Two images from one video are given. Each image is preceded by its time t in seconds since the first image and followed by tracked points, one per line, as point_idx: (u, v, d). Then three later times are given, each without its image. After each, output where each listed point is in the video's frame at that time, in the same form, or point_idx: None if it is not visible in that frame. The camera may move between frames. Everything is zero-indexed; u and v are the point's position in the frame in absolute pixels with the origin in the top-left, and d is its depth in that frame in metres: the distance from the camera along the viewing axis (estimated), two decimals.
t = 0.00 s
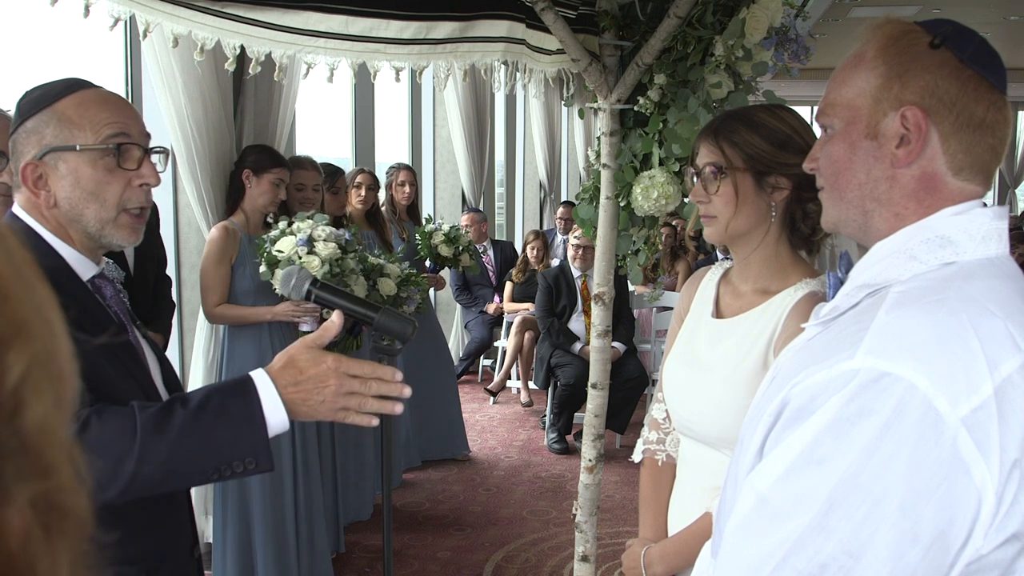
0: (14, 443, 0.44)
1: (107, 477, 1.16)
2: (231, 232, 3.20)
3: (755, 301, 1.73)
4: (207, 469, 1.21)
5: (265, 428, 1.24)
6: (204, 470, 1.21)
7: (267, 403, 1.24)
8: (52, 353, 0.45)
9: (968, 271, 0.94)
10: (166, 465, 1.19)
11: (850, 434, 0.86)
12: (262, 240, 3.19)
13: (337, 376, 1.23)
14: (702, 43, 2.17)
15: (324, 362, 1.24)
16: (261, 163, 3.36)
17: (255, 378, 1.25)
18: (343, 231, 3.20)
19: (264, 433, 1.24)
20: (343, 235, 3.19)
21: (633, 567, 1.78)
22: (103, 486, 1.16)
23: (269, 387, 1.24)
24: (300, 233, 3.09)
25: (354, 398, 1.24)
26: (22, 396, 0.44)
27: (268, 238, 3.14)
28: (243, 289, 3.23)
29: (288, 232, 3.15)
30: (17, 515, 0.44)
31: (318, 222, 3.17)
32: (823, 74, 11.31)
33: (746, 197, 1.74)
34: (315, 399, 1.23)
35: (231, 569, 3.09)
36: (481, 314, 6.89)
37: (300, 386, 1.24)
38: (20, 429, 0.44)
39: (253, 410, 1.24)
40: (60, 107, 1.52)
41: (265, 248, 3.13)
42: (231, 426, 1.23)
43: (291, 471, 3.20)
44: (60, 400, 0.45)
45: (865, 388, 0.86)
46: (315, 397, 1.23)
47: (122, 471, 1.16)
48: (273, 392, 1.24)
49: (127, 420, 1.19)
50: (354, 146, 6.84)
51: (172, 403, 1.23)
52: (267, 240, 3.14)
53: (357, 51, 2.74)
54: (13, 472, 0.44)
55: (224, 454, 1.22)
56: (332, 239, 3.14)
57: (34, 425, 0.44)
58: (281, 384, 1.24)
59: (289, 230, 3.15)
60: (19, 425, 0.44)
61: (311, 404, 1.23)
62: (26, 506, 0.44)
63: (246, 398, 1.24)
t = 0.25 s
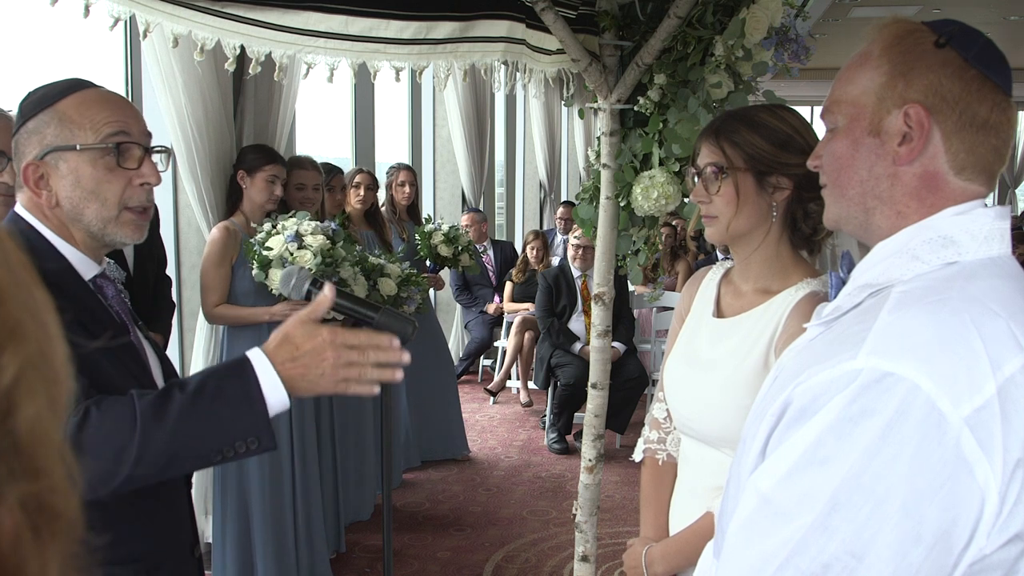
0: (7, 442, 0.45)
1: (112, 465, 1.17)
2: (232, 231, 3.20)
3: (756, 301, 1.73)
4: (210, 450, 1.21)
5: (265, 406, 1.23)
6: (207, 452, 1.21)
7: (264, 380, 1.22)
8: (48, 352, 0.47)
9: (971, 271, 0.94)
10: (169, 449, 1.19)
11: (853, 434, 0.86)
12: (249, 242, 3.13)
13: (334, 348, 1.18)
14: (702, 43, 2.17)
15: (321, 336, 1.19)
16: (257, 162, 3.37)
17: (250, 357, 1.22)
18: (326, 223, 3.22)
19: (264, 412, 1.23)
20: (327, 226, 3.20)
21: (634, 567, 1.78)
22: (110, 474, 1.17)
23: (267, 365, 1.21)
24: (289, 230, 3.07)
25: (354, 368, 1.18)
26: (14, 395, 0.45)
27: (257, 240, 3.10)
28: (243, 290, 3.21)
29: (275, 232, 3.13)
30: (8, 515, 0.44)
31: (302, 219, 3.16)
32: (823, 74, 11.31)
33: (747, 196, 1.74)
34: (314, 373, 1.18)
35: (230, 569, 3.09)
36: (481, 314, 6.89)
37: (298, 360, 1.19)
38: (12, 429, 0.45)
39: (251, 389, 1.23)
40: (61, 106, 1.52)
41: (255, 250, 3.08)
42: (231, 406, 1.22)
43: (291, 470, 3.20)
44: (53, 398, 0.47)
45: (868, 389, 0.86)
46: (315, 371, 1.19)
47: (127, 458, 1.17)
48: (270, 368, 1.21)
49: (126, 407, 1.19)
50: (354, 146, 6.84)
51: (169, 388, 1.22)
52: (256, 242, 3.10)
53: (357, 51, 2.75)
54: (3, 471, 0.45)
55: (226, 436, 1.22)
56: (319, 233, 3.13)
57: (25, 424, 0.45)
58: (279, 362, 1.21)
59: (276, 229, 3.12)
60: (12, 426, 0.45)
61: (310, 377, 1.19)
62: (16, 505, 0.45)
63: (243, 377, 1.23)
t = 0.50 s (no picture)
0: (5, 440, 0.49)
1: (117, 458, 1.16)
2: (231, 232, 3.22)
3: (759, 300, 1.73)
4: (213, 436, 1.21)
5: (264, 388, 1.24)
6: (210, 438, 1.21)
7: (261, 362, 1.24)
8: (46, 356, 0.50)
9: (975, 271, 0.94)
10: (173, 437, 1.18)
11: (859, 433, 0.86)
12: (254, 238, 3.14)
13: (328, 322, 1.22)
14: (702, 43, 2.17)
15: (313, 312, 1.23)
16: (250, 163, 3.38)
17: (245, 339, 1.24)
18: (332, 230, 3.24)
19: (263, 394, 1.24)
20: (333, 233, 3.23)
21: (636, 567, 1.78)
22: (116, 467, 1.16)
23: (260, 344, 1.24)
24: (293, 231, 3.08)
25: (349, 340, 1.22)
26: (10, 395, 0.48)
27: (260, 237, 3.10)
28: (241, 290, 3.20)
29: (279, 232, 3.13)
30: (3, 513, 0.48)
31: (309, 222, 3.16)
32: (823, 74, 11.32)
33: (749, 196, 1.74)
34: (312, 347, 1.22)
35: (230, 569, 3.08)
36: (481, 314, 6.89)
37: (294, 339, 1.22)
38: (9, 427, 0.49)
39: (249, 372, 1.24)
40: (67, 106, 1.52)
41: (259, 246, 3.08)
42: (230, 391, 1.22)
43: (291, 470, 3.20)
44: (49, 400, 0.50)
45: (874, 389, 0.86)
46: (312, 346, 1.22)
47: (131, 450, 1.16)
48: (264, 346, 1.24)
49: (126, 399, 1.18)
50: (354, 146, 6.83)
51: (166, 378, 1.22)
52: (260, 239, 3.10)
53: (357, 51, 2.75)
54: None
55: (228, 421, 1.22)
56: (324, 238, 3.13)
57: (18, 424, 0.49)
58: (274, 342, 1.23)
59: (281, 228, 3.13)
60: (9, 426, 0.49)
61: (309, 352, 1.22)
62: (11, 503, 0.49)
63: (240, 361, 1.23)
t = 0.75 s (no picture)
0: (3, 441, 0.49)
1: (126, 464, 1.15)
2: (230, 233, 3.21)
3: (761, 300, 1.73)
4: (221, 441, 1.18)
5: (270, 391, 1.20)
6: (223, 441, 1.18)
7: (267, 366, 1.19)
8: (45, 356, 0.50)
9: (978, 270, 0.94)
10: (180, 443, 1.16)
11: (863, 433, 0.86)
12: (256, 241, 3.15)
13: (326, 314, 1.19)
14: (702, 43, 2.17)
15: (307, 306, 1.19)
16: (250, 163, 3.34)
17: (250, 342, 1.20)
18: (335, 236, 3.24)
19: (270, 398, 1.20)
20: (335, 238, 3.24)
21: (639, 566, 1.79)
22: (125, 473, 1.15)
23: (267, 349, 1.19)
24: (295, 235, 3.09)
25: (348, 328, 1.20)
26: (9, 396, 0.48)
27: (262, 240, 3.11)
28: (239, 289, 3.20)
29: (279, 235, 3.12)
30: (1, 514, 0.48)
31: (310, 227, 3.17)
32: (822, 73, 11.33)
33: (752, 197, 1.74)
34: (310, 341, 1.18)
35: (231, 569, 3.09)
36: (481, 314, 6.89)
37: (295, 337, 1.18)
38: (8, 427, 0.49)
39: (255, 376, 1.19)
40: (92, 112, 1.52)
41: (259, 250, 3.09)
42: (237, 396, 1.19)
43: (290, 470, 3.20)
44: (48, 400, 0.50)
45: (877, 388, 0.86)
46: (313, 338, 1.18)
47: (140, 457, 1.15)
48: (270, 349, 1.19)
49: (135, 403, 1.17)
50: (354, 146, 6.83)
51: (175, 382, 1.19)
52: (261, 242, 3.11)
53: (357, 51, 2.75)
54: None
55: (240, 424, 1.19)
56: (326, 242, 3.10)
57: (17, 424, 0.49)
58: (275, 338, 1.19)
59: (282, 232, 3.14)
60: (8, 427, 0.49)
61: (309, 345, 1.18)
62: (8, 505, 0.49)
63: (247, 365, 1.20)
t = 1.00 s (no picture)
0: (7, 441, 0.48)
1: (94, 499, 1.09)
2: (228, 233, 3.20)
3: (762, 300, 1.73)
4: (203, 493, 1.14)
5: (263, 453, 1.16)
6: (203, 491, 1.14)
7: (264, 427, 1.15)
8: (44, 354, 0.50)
9: (981, 270, 0.94)
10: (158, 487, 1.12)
11: (868, 433, 0.86)
12: (256, 236, 3.13)
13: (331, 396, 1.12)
14: (702, 43, 2.18)
15: (316, 385, 1.13)
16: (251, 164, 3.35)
17: (250, 400, 1.16)
18: (335, 232, 3.28)
19: (260, 460, 1.16)
20: (335, 235, 3.27)
21: (642, 567, 1.79)
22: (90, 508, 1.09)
23: (266, 410, 1.15)
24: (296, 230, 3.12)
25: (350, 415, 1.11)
26: (12, 397, 0.48)
27: (262, 236, 3.12)
28: (237, 289, 3.21)
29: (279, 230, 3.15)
30: (7, 515, 0.48)
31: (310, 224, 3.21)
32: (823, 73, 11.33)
33: (754, 199, 1.74)
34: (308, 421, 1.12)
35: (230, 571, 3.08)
36: (481, 314, 6.89)
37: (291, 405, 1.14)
38: (12, 428, 0.48)
39: (250, 433, 1.16)
40: (86, 108, 1.52)
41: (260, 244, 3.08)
42: (230, 448, 1.15)
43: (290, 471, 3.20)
44: (52, 399, 0.50)
45: (882, 388, 0.86)
46: (313, 415, 1.12)
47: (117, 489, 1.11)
48: (270, 414, 1.15)
49: (119, 439, 1.12)
50: (354, 146, 6.83)
51: (167, 424, 1.15)
52: (262, 238, 3.12)
53: (357, 51, 2.75)
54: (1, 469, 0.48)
55: (225, 476, 1.15)
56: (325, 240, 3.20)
57: (22, 424, 0.48)
58: (276, 405, 1.14)
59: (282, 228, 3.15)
60: (11, 427, 0.48)
61: (308, 422, 1.12)
62: (15, 505, 0.48)
63: (243, 420, 1.16)
